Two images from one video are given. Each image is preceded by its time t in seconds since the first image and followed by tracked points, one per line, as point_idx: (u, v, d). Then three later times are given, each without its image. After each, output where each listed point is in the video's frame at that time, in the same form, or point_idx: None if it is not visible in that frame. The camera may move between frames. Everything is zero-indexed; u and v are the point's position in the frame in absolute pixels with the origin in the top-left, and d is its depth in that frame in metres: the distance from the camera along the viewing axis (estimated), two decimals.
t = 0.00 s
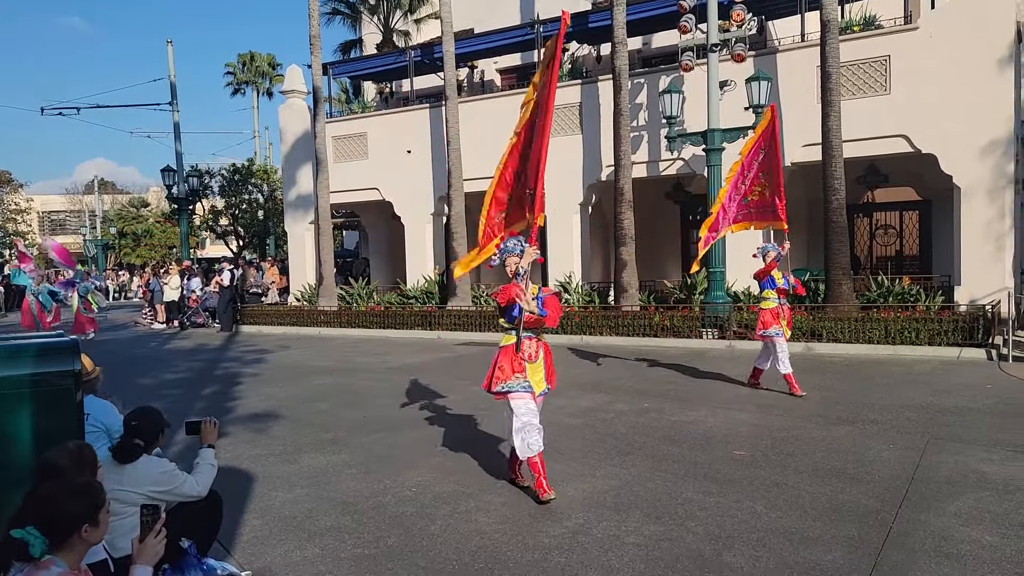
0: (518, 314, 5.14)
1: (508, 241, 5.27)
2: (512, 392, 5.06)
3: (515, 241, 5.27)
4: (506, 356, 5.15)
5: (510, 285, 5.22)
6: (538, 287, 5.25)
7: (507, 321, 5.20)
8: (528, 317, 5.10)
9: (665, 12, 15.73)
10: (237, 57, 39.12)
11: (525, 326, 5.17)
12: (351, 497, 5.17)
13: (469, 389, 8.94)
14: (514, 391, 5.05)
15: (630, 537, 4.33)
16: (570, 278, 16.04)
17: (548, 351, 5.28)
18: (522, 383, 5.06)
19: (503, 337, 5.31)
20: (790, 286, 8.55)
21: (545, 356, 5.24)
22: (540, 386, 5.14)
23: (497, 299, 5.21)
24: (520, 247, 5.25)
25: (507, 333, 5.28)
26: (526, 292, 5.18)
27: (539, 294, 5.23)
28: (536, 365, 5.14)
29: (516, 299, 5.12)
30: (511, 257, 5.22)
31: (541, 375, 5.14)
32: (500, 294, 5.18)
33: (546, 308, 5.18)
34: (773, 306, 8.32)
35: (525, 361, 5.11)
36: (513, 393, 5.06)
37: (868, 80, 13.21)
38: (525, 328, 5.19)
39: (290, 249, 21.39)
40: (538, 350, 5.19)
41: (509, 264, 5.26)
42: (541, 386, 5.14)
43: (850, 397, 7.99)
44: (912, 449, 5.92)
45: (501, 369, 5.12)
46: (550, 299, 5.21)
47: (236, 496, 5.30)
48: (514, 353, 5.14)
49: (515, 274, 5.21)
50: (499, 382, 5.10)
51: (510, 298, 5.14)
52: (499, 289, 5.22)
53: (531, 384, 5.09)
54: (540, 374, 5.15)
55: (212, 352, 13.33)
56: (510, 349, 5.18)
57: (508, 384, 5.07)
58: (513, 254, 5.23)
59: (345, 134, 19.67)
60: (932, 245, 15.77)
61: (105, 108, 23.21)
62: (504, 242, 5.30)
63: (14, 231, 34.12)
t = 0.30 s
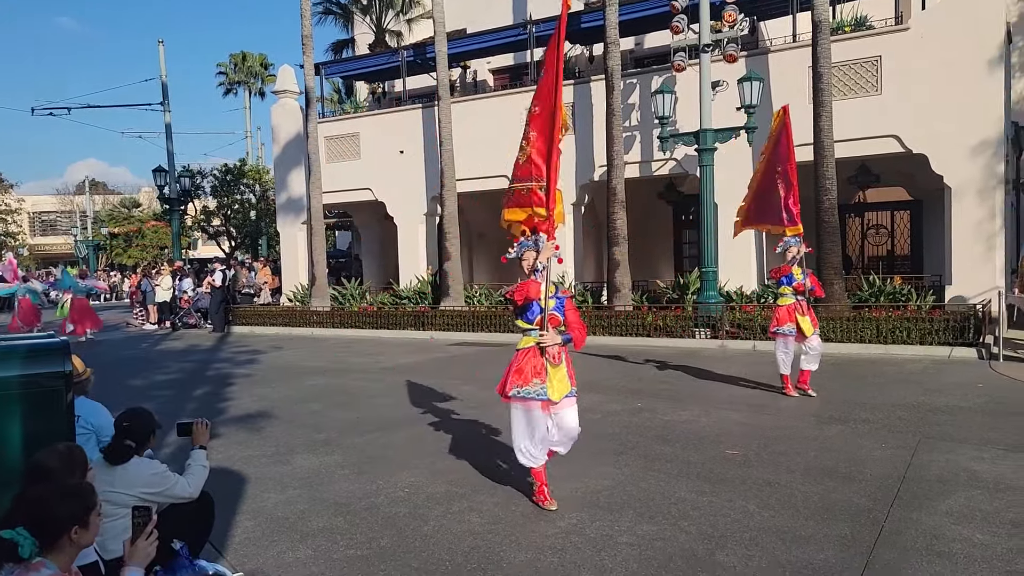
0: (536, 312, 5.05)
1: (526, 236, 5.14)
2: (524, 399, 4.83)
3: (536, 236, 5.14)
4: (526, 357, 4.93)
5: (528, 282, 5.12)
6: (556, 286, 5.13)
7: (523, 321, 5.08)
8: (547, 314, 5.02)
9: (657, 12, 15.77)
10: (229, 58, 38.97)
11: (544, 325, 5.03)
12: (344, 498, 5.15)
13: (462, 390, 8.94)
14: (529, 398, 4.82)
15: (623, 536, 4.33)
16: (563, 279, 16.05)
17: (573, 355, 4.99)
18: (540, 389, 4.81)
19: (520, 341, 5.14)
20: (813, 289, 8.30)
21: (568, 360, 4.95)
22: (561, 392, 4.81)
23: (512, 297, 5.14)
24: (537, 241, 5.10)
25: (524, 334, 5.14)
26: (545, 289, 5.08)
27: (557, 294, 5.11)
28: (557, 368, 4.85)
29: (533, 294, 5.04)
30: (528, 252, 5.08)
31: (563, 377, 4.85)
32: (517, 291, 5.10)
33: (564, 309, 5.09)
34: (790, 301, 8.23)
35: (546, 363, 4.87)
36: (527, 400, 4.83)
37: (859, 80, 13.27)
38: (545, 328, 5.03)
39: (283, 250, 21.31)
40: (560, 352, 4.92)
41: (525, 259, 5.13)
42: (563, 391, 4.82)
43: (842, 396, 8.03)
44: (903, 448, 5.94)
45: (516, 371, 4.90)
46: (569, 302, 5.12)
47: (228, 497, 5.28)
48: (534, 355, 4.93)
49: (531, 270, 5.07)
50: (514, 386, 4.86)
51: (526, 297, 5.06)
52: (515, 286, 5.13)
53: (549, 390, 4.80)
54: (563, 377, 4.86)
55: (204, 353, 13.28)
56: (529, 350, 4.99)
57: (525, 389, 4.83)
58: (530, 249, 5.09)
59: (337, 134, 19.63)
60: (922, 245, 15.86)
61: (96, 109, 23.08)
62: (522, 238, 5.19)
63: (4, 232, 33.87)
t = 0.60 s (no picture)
0: (562, 319, 4.73)
1: (553, 238, 4.73)
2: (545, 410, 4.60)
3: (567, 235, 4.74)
4: (551, 367, 4.65)
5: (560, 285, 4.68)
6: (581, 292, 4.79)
7: (546, 329, 4.75)
8: (575, 322, 4.66)
9: (650, 12, 15.81)
10: (221, 57, 38.85)
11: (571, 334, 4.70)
12: (337, 498, 5.14)
13: (456, 390, 8.94)
14: (548, 409, 4.59)
15: (616, 536, 4.33)
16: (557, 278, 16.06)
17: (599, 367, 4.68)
18: (562, 401, 4.55)
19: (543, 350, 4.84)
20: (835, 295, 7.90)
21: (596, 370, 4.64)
22: (587, 403, 4.49)
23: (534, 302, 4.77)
24: (565, 245, 4.69)
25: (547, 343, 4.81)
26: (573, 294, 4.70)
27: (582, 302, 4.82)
28: (582, 377, 4.55)
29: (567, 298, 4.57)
30: (555, 256, 4.65)
31: (590, 386, 4.51)
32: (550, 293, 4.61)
33: (588, 318, 4.79)
34: (811, 306, 7.93)
35: (571, 371, 4.58)
36: (546, 411, 4.61)
37: (851, 80, 13.31)
38: (572, 337, 4.70)
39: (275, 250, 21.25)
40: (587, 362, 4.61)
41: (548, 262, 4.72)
42: (588, 403, 4.49)
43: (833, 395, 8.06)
44: (895, 447, 5.97)
45: (538, 382, 4.67)
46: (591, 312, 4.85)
47: (221, 498, 5.26)
48: (558, 364, 4.64)
49: (559, 277, 4.64)
50: (535, 396, 4.66)
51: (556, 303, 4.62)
52: (545, 289, 4.65)
53: (573, 402, 4.52)
54: (589, 386, 4.52)
55: (195, 354, 13.23)
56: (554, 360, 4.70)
57: (546, 401, 4.60)
58: (557, 253, 4.66)
59: (330, 134, 19.59)
60: (914, 245, 15.94)
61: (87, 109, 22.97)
62: (549, 239, 4.77)
63: None
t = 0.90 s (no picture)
0: (589, 314, 4.58)
1: (582, 227, 4.65)
2: (579, 409, 4.41)
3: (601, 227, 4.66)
4: (580, 365, 4.49)
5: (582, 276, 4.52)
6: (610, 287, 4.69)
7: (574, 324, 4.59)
8: (604, 318, 4.54)
9: (643, 13, 15.84)
10: (213, 57, 38.72)
11: (599, 330, 4.56)
12: (330, 499, 5.13)
13: (449, 390, 8.94)
14: (587, 408, 4.40)
15: (610, 536, 4.34)
16: (550, 279, 16.06)
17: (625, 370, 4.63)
18: (596, 398, 4.40)
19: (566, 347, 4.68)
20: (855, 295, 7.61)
21: (624, 368, 4.56)
22: (618, 401, 4.45)
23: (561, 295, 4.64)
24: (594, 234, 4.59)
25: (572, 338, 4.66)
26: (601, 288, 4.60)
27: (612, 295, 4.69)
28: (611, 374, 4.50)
29: (592, 291, 4.41)
30: (584, 245, 4.58)
31: (619, 388, 4.46)
32: (572, 286, 4.47)
33: (618, 313, 4.66)
34: (833, 305, 7.60)
35: (599, 369, 4.47)
36: (583, 411, 4.40)
37: (843, 81, 13.38)
38: (601, 333, 4.56)
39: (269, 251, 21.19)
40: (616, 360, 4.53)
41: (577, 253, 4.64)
42: (619, 402, 4.45)
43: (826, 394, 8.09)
44: (887, 446, 5.99)
45: (570, 381, 4.49)
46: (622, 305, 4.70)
47: (214, 500, 5.24)
48: (588, 362, 4.51)
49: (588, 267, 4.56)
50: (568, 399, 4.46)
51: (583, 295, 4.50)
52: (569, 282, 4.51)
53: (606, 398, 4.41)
54: (619, 387, 4.47)
55: (188, 355, 13.18)
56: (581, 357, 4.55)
57: (580, 400, 4.42)
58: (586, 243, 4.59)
59: (323, 135, 19.55)
60: (906, 245, 16.02)
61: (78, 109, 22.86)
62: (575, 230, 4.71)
63: None
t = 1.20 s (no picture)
0: (619, 327, 4.23)
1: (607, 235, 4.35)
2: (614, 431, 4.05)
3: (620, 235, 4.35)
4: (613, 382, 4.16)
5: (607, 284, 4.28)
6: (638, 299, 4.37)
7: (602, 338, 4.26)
8: (634, 331, 4.22)
9: (636, 13, 15.86)
10: (205, 57, 38.59)
11: (630, 344, 4.22)
12: (325, 501, 5.12)
13: (444, 391, 8.93)
14: (622, 429, 4.04)
15: (603, 535, 4.35)
16: (544, 279, 16.07)
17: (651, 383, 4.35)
18: (631, 419, 4.06)
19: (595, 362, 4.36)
20: (875, 298, 7.27)
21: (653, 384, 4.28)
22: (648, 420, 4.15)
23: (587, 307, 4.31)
24: (619, 242, 4.31)
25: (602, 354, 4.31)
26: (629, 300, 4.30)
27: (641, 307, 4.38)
28: (641, 392, 4.17)
29: (618, 298, 4.18)
30: (609, 255, 4.30)
31: (649, 407, 4.18)
32: (597, 295, 4.23)
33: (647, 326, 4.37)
34: (852, 308, 7.34)
35: (632, 387, 4.15)
36: (617, 432, 4.04)
37: (836, 80, 13.42)
38: (631, 346, 4.22)
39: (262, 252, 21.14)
40: (646, 377, 4.22)
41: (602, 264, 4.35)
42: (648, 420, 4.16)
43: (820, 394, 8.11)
44: (880, 445, 6.02)
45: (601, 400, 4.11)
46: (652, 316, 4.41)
47: (207, 502, 5.21)
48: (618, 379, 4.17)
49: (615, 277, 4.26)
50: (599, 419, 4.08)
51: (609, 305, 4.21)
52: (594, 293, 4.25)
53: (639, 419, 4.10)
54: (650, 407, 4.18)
55: (181, 356, 13.15)
56: (613, 372, 4.21)
57: (614, 421, 4.05)
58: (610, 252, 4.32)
59: (316, 135, 19.51)
60: (898, 244, 16.10)
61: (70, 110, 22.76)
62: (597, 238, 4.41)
63: None
